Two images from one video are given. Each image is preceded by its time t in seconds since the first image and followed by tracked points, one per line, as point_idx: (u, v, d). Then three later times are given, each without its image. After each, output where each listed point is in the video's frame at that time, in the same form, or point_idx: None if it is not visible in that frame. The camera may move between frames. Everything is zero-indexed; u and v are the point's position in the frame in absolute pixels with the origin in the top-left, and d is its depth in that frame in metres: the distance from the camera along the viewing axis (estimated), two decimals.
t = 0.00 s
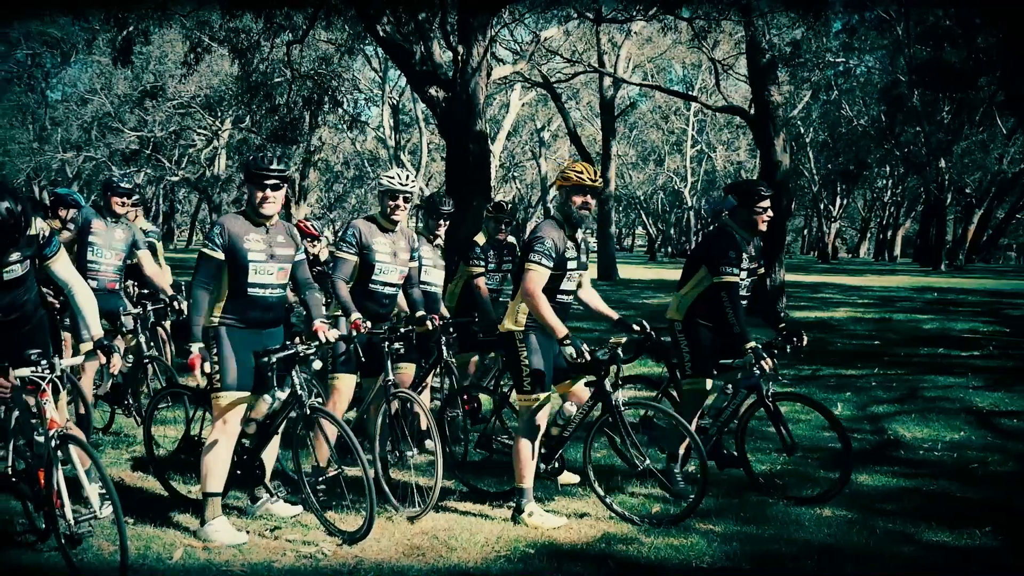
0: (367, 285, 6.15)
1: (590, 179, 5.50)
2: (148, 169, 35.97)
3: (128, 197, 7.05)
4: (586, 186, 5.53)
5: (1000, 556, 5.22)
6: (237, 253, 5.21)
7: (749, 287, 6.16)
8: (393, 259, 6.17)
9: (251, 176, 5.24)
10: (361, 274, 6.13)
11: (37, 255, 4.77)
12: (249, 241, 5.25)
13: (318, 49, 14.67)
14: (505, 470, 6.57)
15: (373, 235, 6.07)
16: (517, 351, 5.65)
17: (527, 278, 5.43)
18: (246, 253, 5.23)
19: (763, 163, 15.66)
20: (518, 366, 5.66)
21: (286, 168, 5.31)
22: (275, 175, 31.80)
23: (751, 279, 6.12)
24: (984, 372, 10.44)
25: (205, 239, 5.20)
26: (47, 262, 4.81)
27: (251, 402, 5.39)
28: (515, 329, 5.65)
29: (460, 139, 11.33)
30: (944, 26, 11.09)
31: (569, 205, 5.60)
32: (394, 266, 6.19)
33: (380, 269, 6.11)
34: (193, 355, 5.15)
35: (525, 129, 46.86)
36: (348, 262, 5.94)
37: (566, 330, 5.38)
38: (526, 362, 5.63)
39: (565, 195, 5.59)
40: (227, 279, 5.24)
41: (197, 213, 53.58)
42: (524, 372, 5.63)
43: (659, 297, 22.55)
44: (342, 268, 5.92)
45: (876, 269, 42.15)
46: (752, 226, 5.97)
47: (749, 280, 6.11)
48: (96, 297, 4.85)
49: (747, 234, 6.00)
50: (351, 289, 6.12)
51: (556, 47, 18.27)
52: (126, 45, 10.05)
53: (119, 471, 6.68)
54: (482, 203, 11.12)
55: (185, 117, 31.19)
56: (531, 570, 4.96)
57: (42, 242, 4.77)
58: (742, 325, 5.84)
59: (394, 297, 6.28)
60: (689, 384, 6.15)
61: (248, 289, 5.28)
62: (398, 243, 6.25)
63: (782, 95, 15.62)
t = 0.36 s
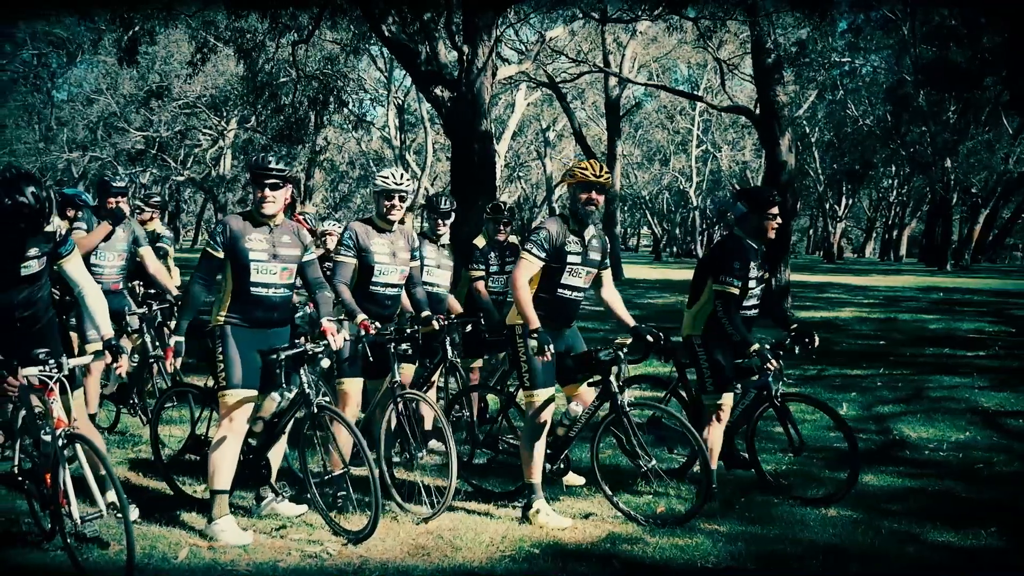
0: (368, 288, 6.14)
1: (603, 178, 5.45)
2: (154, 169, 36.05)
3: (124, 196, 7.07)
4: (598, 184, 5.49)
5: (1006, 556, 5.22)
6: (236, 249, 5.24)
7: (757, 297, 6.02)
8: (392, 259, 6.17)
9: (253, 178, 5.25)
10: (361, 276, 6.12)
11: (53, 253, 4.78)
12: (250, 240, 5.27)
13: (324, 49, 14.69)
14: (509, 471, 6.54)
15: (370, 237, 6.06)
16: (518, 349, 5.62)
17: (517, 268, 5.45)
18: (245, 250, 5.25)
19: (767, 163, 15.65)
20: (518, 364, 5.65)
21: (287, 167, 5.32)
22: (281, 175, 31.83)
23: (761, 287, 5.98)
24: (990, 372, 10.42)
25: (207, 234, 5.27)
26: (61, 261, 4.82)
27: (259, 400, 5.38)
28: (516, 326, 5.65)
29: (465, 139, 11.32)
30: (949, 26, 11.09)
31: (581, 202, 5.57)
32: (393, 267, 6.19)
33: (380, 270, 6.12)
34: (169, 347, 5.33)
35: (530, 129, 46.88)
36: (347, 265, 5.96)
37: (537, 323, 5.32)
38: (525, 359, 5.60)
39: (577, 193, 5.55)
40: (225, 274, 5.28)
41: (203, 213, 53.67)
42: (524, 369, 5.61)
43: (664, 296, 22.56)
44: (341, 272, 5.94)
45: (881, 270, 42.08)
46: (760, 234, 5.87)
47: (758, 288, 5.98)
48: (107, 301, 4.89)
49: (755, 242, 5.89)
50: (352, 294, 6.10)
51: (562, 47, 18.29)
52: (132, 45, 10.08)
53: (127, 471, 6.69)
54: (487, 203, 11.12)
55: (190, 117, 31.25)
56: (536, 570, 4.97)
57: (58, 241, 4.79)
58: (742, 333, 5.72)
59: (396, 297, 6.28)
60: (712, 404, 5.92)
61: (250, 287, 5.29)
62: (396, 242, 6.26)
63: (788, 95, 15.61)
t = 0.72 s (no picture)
0: (364, 292, 6.13)
1: (599, 178, 5.42)
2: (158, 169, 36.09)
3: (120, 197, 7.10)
4: (595, 186, 5.42)
5: (1010, 556, 5.21)
6: (239, 248, 5.27)
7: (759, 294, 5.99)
8: (383, 258, 6.16)
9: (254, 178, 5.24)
10: (354, 281, 6.11)
11: (72, 253, 4.77)
12: (253, 240, 5.29)
13: (328, 49, 14.70)
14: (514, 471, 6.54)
15: (356, 241, 6.02)
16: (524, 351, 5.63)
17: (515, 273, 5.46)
18: (248, 248, 5.28)
19: (771, 163, 15.65)
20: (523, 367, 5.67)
21: (289, 168, 5.30)
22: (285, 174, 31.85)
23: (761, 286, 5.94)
24: (994, 372, 10.40)
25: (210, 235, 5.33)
26: (78, 262, 4.81)
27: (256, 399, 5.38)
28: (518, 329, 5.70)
29: (469, 138, 11.32)
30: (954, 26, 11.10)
31: (576, 205, 5.47)
32: (385, 267, 6.18)
33: (372, 272, 6.10)
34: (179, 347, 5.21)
35: (534, 130, 46.90)
36: (340, 272, 5.98)
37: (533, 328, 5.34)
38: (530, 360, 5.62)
39: (572, 195, 5.45)
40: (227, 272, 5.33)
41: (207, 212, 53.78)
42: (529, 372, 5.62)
43: (668, 296, 22.56)
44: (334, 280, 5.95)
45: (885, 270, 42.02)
46: (756, 237, 5.80)
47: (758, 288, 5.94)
48: (120, 306, 4.89)
49: (752, 244, 5.82)
50: (348, 300, 6.09)
51: (565, 47, 18.30)
52: (136, 45, 10.09)
53: (132, 471, 6.70)
54: (490, 202, 11.11)
55: (194, 117, 31.30)
56: (541, 570, 4.96)
57: (78, 241, 4.78)
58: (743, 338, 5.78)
59: (392, 296, 6.29)
60: (716, 402, 5.90)
61: (252, 286, 5.30)
62: (386, 239, 6.25)
63: (791, 95, 15.59)
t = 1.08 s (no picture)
0: (363, 293, 6.13)
1: (587, 177, 5.48)
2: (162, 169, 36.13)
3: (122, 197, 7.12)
4: (578, 183, 5.49)
5: (1014, 557, 5.20)
6: (234, 250, 5.30)
7: (758, 297, 6.00)
8: (380, 257, 6.16)
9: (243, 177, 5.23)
10: (352, 282, 6.11)
11: (106, 256, 4.73)
12: (247, 241, 5.32)
13: (332, 49, 14.72)
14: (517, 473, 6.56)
15: (352, 242, 6.03)
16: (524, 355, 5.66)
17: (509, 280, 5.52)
18: (243, 249, 5.31)
19: (775, 163, 15.64)
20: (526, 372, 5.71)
21: (278, 168, 5.27)
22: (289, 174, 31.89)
23: (757, 288, 5.96)
24: (997, 372, 10.39)
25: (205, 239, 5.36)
26: (111, 265, 4.77)
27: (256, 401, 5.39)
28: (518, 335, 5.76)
29: (472, 138, 11.32)
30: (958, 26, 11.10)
31: (557, 204, 5.58)
32: (382, 266, 6.18)
33: (370, 272, 6.11)
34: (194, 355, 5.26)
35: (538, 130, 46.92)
36: (337, 275, 5.99)
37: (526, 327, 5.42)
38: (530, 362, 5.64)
39: (557, 194, 5.56)
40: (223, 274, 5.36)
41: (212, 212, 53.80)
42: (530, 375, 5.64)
43: (672, 296, 22.55)
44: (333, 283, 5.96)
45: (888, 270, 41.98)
46: (740, 238, 5.92)
47: (754, 290, 5.95)
48: (148, 314, 4.85)
49: (738, 246, 5.94)
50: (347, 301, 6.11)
51: (568, 47, 18.28)
52: (139, 45, 10.11)
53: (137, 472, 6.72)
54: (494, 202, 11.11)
55: (198, 117, 31.33)
56: (545, 570, 4.97)
57: (112, 244, 4.74)
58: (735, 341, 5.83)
59: (392, 294, 6.27)
60: (716, 403, 5.87)
61: (249, 287, 5.33)
62: (380, 237, 6.25)
63: (795, 94, 15.58)
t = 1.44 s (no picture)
0: (368, 293, 6.14)
1: (578, 176, 5.44)
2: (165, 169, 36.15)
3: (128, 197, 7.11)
4: (568, 184, 5.44)
5: (1017, 556, 5.19)
6: (226, 250, 5.27)
7: (759, 294, 5.96)
8: (385, 257, 6.20)
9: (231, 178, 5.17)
10: (358, 282, 6.12)
11: (139, 258, 4.81)
12: (238, 241, 5.29)
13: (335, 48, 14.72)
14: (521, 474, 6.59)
15: (357, 242, 6.02)
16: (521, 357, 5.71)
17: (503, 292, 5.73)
18: (235, 249, 5.28)
19: (779, 163, 15.62)
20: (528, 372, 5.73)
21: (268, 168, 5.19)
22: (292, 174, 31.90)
23: (756, 286, 5.92)
24: (1001, 372, 10.37)
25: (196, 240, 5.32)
26: (143, 266, 4.85)
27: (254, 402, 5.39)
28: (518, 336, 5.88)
29: (475, 138, 11.32)
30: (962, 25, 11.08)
31: (546, 204, 5.55)
32: (387, 265, 6.20)
33: (376, 272, 6.12)
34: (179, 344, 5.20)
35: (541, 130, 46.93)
36: (341, 276, 5.94)
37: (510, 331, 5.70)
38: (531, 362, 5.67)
39: (546, 194, 5.52)
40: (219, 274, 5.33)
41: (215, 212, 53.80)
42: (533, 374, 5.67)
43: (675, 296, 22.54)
44: (337, 284, 5.90)
45: (891, 270, 41.95)
46: (737, 234, 5.89)
47: (753, 287, 5.92)
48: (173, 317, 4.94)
49: (735, 242, 5.92)
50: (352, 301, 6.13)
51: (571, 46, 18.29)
52: (143, 45, 10.11)
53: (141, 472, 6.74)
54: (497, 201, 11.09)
55: (201, 116, 31.33)
56: (548, 570, 4.96)
57: (146, 245, 4.82)
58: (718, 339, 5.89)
59: (397, 294, 6.30)
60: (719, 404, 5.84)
61: (241, 288, 5.31)
62: (386, 237, 6.28)
63: (798, 94, 15.55)
